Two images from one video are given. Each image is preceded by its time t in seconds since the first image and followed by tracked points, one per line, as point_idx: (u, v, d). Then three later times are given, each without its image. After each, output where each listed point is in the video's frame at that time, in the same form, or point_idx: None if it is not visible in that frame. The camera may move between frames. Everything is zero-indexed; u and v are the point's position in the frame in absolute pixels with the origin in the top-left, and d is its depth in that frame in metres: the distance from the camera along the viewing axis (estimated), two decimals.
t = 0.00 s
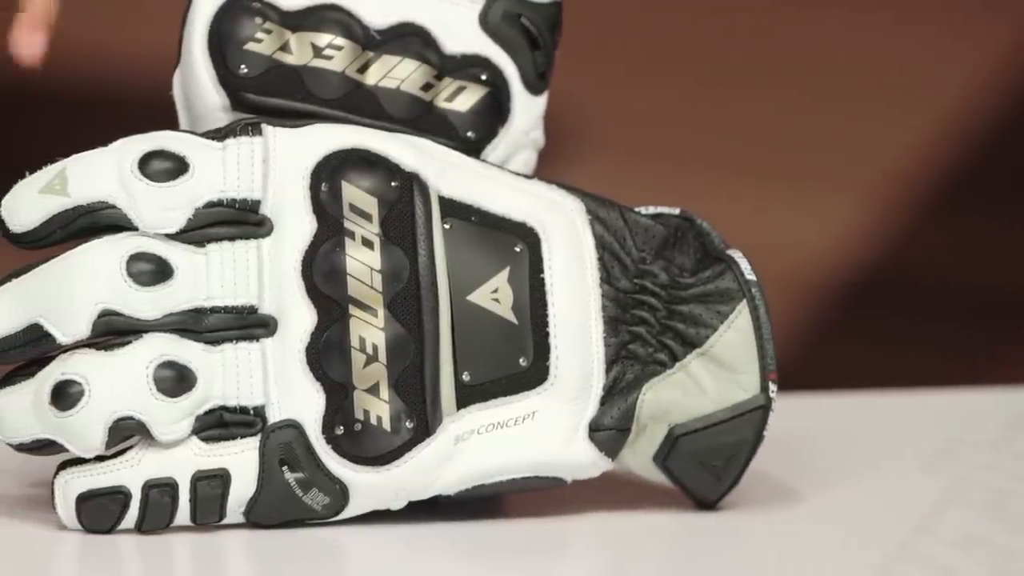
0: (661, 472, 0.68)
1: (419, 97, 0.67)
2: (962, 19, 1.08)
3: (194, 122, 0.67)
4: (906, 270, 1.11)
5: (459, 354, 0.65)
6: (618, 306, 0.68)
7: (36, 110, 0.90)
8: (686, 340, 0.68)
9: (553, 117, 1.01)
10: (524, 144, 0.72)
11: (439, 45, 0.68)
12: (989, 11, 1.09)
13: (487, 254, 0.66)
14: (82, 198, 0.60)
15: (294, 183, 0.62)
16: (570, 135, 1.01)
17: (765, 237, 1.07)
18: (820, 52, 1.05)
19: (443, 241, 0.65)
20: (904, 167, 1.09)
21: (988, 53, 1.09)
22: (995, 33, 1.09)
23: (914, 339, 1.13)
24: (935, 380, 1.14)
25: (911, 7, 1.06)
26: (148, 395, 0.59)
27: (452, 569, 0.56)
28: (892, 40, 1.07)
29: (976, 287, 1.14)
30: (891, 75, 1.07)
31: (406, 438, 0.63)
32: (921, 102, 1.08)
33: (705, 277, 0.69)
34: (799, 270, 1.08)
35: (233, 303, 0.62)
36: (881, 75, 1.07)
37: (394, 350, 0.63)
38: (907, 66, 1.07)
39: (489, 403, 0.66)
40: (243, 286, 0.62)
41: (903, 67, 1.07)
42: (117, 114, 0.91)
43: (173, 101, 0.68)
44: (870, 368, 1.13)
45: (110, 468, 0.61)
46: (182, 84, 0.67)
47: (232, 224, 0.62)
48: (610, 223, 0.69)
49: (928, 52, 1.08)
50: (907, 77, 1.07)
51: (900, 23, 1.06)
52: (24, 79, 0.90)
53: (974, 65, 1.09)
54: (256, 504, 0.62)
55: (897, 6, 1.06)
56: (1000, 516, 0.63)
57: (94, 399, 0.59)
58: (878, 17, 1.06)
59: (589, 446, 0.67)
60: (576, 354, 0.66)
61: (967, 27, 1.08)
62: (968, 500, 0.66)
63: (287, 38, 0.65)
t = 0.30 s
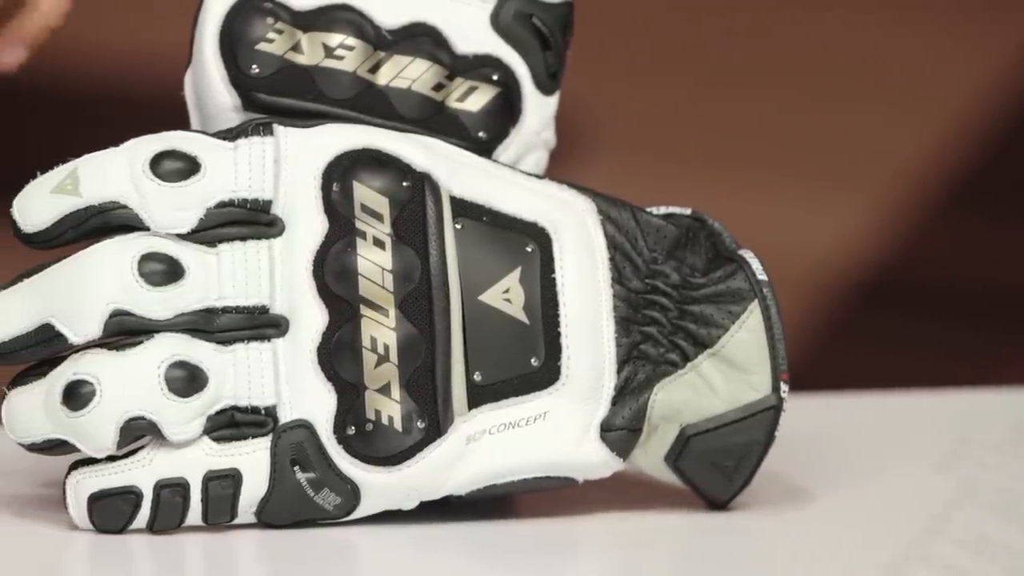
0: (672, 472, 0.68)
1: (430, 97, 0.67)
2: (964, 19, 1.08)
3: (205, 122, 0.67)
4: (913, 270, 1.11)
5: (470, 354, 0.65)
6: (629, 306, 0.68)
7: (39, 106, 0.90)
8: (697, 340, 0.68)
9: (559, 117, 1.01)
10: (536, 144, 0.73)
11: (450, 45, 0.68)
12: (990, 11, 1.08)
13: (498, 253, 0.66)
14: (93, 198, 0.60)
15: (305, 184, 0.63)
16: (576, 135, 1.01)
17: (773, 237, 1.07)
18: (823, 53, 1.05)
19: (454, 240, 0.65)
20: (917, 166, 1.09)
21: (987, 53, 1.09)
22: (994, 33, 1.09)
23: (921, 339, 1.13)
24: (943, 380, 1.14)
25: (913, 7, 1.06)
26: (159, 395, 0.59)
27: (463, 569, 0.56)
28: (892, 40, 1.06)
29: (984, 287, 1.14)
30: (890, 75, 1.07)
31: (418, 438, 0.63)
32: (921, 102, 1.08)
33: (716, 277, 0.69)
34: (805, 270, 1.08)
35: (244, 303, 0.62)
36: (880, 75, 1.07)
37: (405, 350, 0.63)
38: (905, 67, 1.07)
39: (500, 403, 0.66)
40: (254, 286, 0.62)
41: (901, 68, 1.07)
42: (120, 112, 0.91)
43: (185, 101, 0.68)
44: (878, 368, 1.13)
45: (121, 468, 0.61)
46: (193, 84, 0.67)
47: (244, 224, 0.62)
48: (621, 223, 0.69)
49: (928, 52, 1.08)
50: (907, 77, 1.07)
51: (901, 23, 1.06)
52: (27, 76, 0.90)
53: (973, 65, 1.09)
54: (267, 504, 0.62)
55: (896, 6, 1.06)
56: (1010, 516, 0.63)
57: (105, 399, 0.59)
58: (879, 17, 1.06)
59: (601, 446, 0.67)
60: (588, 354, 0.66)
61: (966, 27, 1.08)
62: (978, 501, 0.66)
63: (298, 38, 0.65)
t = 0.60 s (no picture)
0: (682, 472, 0.68)
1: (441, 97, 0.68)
2: (963, 19, 1.08)
3: (217, 122, 0.67)
4: (921, 270, 1.11)
5: (482, 354, 0.65)
6: (640, 306, 0.68)
7: (43, 105, 0.91)
8: (708, 340, 0.68)
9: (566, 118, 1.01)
10: (547, 144, 0.73)
11: (461, 45, 0.68)
12: (990, 11, 1.08)
13: (509, 253, 0.66)
14: (104, 198, 0.60)
15: (317, 184, 0.63)
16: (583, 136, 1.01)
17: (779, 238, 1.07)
18: (824, 53, 1.05)
19: (465, 240, 0.65)
20: (927, 167, 1.09)
21: (988, 53, 1.09)
22: (994, 33, 1.09)
23: (928, 339, 1.13)
24: (950, 380, 1.14)
25: (913, 7, 1.06)
26: (170, 395, 0.59)
27: (474, 568, 0.56)
28: (892, 41, 1.06)
29: (992, 288, 1.14)
30: (890, 75, 1.07)
31: (429, 438, 0.63)
32: (921, 102, 1.08)
33: (728, 278, 0.69)
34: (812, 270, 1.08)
35: (255, 304, 0.62)
36: (881, 75, 1.06)
37: (417, 351, 0.63)
38: (906, 67, 1.07)
39: (512, 403, 0.66)
40: (265, 286, 0.62)
41: (901, 68, 1.07)
42: (121, 109, 0.92)
43: (196, 102, 0.68)
44: (888, 368, 1.13)
45: (132, 468, 0.61)
46: (205, 85, 0.67)
47: (255, 224, 0.62)
48: (632, 223, 0.69)
49: (928, 52, 1.07)
50: (907, 77, 1.07)
51: (902, 23, 1.06)
52: (31, 74, 0.90)
53: (974, 65, 1.09)
54: (278, 504, 0.62)
55: (897, 6, 1.06)
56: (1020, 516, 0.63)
57: (116, 399, 0.59)
58: (877, 17, 1.05)
59: (612, 446, 0.67)
60: (598, 354, 0.66)
61: (966, 28, 1.08)
62: (988, 501, 0.66)
63: (309, 38, 0.65)
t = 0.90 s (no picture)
0: (693, 473, 0.68)
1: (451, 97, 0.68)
2: (963, 19, 1.07)
3: (228, 122, 0.67)
4: (929, 270, 1.11)
5: (492, 354, 0.65)
6: (651, 306, 0.68)
7: (49, 103, 0.91)
8: (719, 341, 0.68)
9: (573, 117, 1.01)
10: (558, 144, 0.73)
11: (471, 45, 0.68)
12: (990, 11, 1.08)
13: (520, 253, 0.66)
14: (115, 198, 0.60)
15: (327, 184, 0.63)
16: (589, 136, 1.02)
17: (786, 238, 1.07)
18: (829, 53, 1.05)
19: (476, 240, 0.65)
20: (938, 167, 1.09)
21: (989, 52, 1.08)
22: (995, 32, 1.08)
23: (936, 339, 1.13)
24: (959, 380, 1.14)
25: (913, 7, 1.06)
26: (181, 395, 0.59)
27: (483, 569, 0.56)
28: (892, 40, 1.06)
29: (1001, 288, 1.13)
30: (890, 75, 1.06)
31: (439, 438, 0.63)
32: (921, 102, 1.08)
33: (738, 278, 0.69)
34: (819, 270, 1.08)
35: (266, 303, 0.62)
36: (881, 75, 1.06)
37: (427, 351, 0.63)
38: (906, 66, 1.07)
39: (522, 403, 0.66)
40: (275, 285, 0.62)
41: (901, 67, 1.07)
42: (127, 108, 0.92)
43: (207, 102, 0.68)
44: (899, 369, 1.13)
45: (143, 468, 0.61)
46: (215, 85, 0.67)
47: (265, 224, 0.62)
48: (643, 223, 0.69)
49: (930, 52, 1.07)
50: (908, 77, 1.07)
51: (902, 22, 1.06)
52: (37, 72, 0.90)
53: (975, 64, 1.08)
54: (289, 504, 0.62)
55: (897, 6, 1.05)
56: None
57: (127, 399, 0.59)
58: (876, 17, 1.05)
59: (622, 446, 0.66)
60: (608, 354, 0.66)
61: (967, 27, 1.08)
62: (998, 502, 0.66)
63: (320, 38, 0.65)
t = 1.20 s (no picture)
0: (702, 473, 0.68)
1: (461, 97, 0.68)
2: (964, 19, 1.08)
3: (238, 123, 0.67)
4: (935, 270, 1.11)
5: (502, 354, 0.65)
6: (661, 306, 0.68)
7: (50, 103, 0.91)
8: (729, 341, 0.68)
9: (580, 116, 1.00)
10: (569, 144, 0.73)
11: (481, 45, 0.68)
12: (990, 11, 1.08)
13: (530, 254, 0.66)
14: (125, 198, 0.60)
15: (337, 184, 0.63)
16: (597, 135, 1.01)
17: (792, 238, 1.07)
18: (833, 53, 1.05)
19: (486, 241, 0.65)
20: (946, 167, 1.09)
21: (989, 52, 1.09)
22: (994, 33, 1.09)
23: (942, 340, 1.13)
24: (965, 381, 1.14)
25: (913, 7, 1.06)
26: (191, 395, 0.59)
27: (496, 568, 0.56)
28: (892, 40, 1.06)
29: (1006, 288, 1.13)
30: (890, 75, 1.06)
31: (449, 439, 0.63)
32: (921, 102, 1.08)
33: (748, 278, 0.69)
34: (825, 270, 1.08)
35: (276, 304, 0.62)
36: (884, 75, 1.06)
37: (438, 351, 0.63)
38: (906, 67, 1.07)
39: (532, 403, 0.66)
40: (285, 286, 0.62)
41: (903, 68, 1.07)
42: (129, 108, 0.92)
43: (217, 102, 0.68)
44: (906, 369, 1.13)
45: (153, 468, 0.61)
46: (226, 85, 0.67)
47: (276, 224, 0.62)
48: (652, 223, 0.69)
49: (931, 53, 1.07)
50: (906, 77, 1.07)
51: (901, 23, 1.06)
52: (38, 72, 0.90)
53: (978, 64, 1.09)
54: (299, 504, 0.62)
55: (896, 6, 1.06)
56: None
57: (137, 399, 0.58)
58: (876, 17, 1.05)
59: (632, 447, 0.66)
60: (618, 354, 0.66)
61: (967, 27, 1.08)
62: (1006, 501, 0.66)
63: (330, 38, 0.65)
